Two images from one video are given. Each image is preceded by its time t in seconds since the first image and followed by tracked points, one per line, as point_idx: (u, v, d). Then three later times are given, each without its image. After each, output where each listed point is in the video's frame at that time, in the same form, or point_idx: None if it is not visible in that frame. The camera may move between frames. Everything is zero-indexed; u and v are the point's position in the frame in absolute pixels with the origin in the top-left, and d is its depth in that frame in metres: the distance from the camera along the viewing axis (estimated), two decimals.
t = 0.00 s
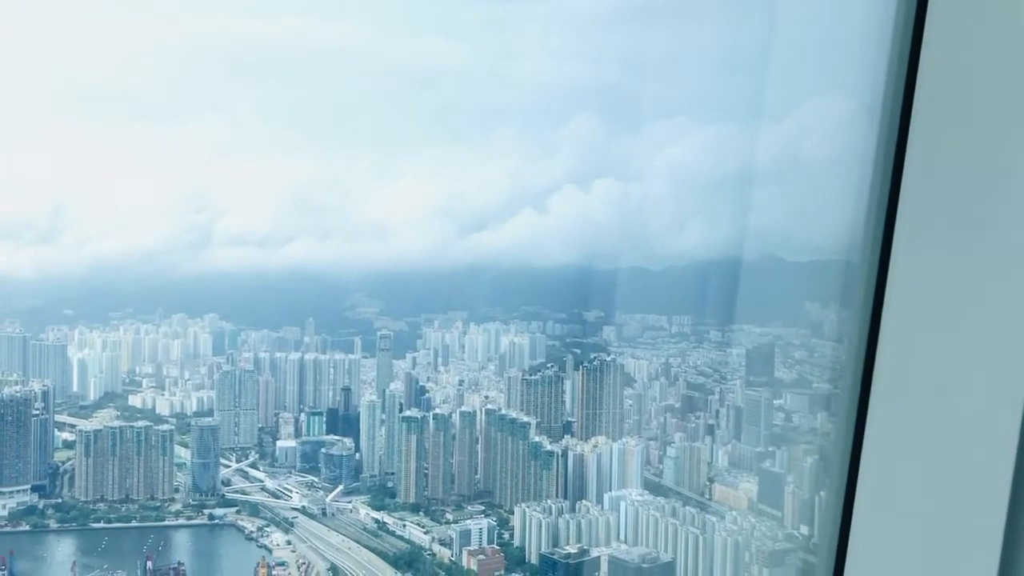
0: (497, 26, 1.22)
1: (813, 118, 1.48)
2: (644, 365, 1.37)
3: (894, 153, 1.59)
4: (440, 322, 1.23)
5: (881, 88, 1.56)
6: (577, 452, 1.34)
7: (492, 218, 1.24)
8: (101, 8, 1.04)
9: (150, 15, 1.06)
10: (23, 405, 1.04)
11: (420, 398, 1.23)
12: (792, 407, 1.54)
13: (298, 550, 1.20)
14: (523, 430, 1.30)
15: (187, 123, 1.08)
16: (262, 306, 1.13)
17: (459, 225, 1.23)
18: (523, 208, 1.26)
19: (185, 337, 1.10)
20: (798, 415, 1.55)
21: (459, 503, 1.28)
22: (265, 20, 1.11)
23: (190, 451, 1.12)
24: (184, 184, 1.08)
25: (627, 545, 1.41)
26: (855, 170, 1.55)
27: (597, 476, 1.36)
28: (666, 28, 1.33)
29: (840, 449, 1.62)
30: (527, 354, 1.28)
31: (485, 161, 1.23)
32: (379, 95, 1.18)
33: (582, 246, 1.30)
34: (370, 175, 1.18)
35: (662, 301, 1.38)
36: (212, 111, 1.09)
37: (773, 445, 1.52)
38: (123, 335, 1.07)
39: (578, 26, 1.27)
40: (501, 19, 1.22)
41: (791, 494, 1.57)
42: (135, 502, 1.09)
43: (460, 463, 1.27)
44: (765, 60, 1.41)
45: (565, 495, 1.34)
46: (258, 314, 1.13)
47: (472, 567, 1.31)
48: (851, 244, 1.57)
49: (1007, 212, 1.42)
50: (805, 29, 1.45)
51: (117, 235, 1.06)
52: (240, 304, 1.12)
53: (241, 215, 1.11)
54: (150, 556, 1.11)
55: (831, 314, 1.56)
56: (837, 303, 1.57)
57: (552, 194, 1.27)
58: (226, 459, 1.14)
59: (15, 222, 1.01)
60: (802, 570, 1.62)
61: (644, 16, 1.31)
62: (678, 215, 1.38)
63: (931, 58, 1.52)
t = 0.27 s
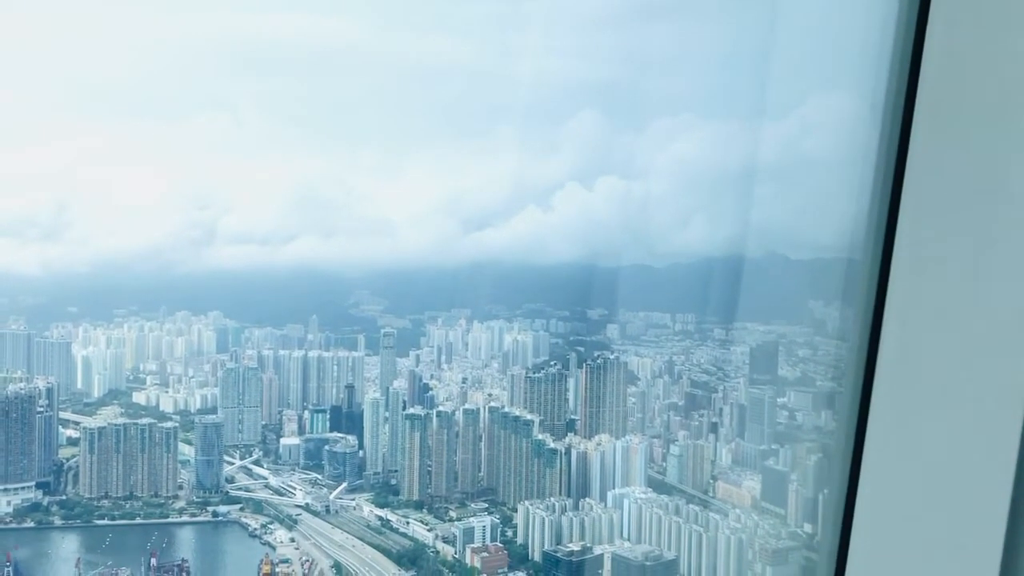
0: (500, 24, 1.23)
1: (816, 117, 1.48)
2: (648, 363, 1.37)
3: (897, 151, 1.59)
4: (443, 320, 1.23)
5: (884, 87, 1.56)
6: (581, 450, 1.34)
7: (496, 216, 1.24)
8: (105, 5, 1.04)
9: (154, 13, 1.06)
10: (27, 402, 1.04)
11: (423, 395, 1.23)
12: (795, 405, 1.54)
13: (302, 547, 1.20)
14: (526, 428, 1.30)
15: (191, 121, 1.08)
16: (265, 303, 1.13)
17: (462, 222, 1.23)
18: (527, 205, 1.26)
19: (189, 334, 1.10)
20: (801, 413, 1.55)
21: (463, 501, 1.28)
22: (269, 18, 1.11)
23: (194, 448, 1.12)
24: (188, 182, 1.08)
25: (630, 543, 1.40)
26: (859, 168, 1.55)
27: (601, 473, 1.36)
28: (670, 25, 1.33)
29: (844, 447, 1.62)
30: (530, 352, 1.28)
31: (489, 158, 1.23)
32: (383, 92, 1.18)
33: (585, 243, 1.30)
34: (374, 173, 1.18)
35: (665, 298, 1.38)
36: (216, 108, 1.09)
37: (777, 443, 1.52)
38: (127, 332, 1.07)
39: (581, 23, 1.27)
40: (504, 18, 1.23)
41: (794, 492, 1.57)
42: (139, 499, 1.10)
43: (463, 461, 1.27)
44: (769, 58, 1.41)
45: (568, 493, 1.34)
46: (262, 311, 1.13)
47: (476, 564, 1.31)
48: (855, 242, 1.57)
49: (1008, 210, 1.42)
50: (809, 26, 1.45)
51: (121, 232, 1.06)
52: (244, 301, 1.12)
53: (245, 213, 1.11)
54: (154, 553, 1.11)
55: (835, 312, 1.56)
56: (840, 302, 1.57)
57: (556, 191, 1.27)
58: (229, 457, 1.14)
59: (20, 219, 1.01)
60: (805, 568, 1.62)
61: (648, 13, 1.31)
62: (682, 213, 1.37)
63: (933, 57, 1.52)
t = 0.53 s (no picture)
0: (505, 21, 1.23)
1: (821, 115, 1.48)
2: (652, 361, 1.37)
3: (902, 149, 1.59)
4: (448, 318, 1.23)
5: (890, 84, 1.56)
6: (585, 448, 1.34)
7: (500, 214, 1.24)
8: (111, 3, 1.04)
9: (160, 11, 1.06)
10: (33, 400, 1.05)
11: (428, 393, 1.23)
12: (800, 403, 1.54)
13: (306, 545, 1.20)
14: (530, 426, 1.30)
15: (196, 119, 1.08)
16: (270, 302, 1.13)
17: (467, 220, 1.23)
18: (531, 204, 1.26)
19: (194, 332, 1.10)
20: (807, 411, 1.55)
21: (467, 498, 1.28)
22: (274, 16, 1.12)
23: (199, 445, 1.12)
24: (193, 180, 1.08)
25: (634, 541, 1.41)
26: (864, 166, 1.55)
27: (605, 471, 1.36)
28: (674, 23, 1.33)
29: (849, 445, 1.62)
30: (534, 350, 1.28)
31: (493, 156, 1.23)
32: (387, 90, 1.18)
33: (590, 241, 1.30)
34: (378, 171, 1.18)
35: (670, 296, 1.37)
36: (221, 106, 1.09)
37: (782, 441, 1.52)
38: (132, 329, 1.08)
39: (585, 21, 1.27)
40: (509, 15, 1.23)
41: (799, 490, 1.57)
42: (144, 496, 1.10)
43: (468, 458, 1.27)
44: (773, 56, 1.41)
45: (572, 490, 1.34)
46: (267, 309, 1.14)
47: (480, 562, 1.31)
48: (859, 240, 1.57)
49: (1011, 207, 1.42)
50: (813, 24, 1.44)
51: (126, 230, 1.06)
52: (248, 299, 1.12)
53: (250, 211, 1.11)
54: (160, 550, 1.12)
55: (840, 310, 1.56)
56: (846, 300, 1.56)
57: (560, 189, 1.27)
58: (234, 454, 1.14)
59: (26, 217, 1.02)
60: (810, 565, 1.62)
61: (652, 11, 1.31)
62: (687, 211, 1.37)
63: (936, 55, 1.51)
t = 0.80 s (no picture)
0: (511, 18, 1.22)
1: (827, 112, 1.48)
2: (658, 358, 1.37)
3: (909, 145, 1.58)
4: (453, 315, 1.24)
5: (897, 80, 1.55)
6: (590, 445, 1.34)
7: (506, 211, 1.24)
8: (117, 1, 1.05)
9: (167, 9, 1.07)
10: (40, 397, 1.05)
11: (433, 389, 1.24)
12: (806, 401, 1.54)
13: (312, 541, 1.21)
14: (535, 423, 1.30)
15: (202, 117, 1.09)
16: (276, 298, 1.14)
17: (472, 217, 1.23)
18: (537, 200, 1.26)
19: (200, 329, 1.10)
20: (813, 409, 1.55)
21: (472, 495, 1.28)
22: (279, 13, 1.12)
23: (205, 442, 1.12)
24: (200, 177, 1.09)
25: (640, 538, 1.41)
26: (870, 163, 1.55)
27: (610, 468, 1.36)
28: (680, 20, 1.32)
29: (854, 443, 1.61)
30: (540, 347, 1.28)
31: (499, 153, 1.23)
32: (393, 87, 1.18)
33: (595, 238, 1.30)
34: (384, 168, 1.18)
35: (675, 293, 1.37)
36: (228, 103, 1.10)
37: (787, 439, 1.52)
38: (139, 326, 1.08)
39: (591, 18, 1.27)
40: (514, 11, 1.23)
41: (804, 488, 1.57)
42: (150, 493, 1.10)
43: (473, 455, 1.27)
44: (779, 52, 1.40)
45: (578, 487, 1.34)
46: (273, 306, 1.14)
47: (485, 558, 1.31)
48: (865, 237, 1.56)
49: (1015, 204, 1.42)
50: (820, 20, 1.44)
51: (133, 227, 1.07)
52: (254, 296, 1.12)
53: (256, 208, 1.11)
54: (166, 546, 1.12)
55: (846, 308, 1.56)
56: (852, 297, 1.56)
57: (566, 186, 1.27)
58: (241, 450, 1.14)
59: (33, 214, 1.02)
60: (816, 564, 1.62)
61: (657, 8, 1.31)
62: (693, 208, 1.37)
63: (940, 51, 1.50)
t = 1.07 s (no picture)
0: (516, 15, 1.23)
1: (834, 108, 1.47)
2: (664, 355, 1.37)
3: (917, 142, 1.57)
4: (459, 312, 1.23)
5: (904, 77, 1.55)
6: (596, 442, 1.34)
7: (513, 207, 1.24)
8: None
9: (174, 6, 1.07)
10: (48, 393, 1.05)
11: (439, 386, 1.23)
12: (813, 398, 1.53)
13: (319, 537, 1.21)
14: (541, 420, 1.30)
15: (209, 113, 1.09)
16: (283, 295, 1.14)
17: (478, 214, 1.23)
18: (543, 197, 1.26)
19: (207, 325, 1.10)
20: (820, 405, 1.55)
21: (479, 492, 1.28)
22: (285, 11, 1.12)
23: (212, 438, 1.12)
24: (207, 174, 1.09)
25: (646, 535, 1.40)
26: (877, 159, 1.54)
27: (616, 465, 1.36)
28: (686, 17, 1.32)
29: (861, 440, 1.61)
30: (546, 344, 1.28)
31: (505, 149, 1.23)
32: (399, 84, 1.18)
33: (601, 235, 1.30)
34: (389, 165, 1.18)
35: (682, 290, 1.37)
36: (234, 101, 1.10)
37: (794, 436, 1.52)
38: (146, 323, 1.08)
39: (596, 14, 1.27)
40: (519, 9, 1.23)
41: (811, 485, 1.57)
42: (158, 488, 1.11)
43: (479, 452, 1.27)
44: (787, 48, 1.40)
45: (584, 484, 1.34)
46: (279, 303, 1.14)
47: (491, 555, 1.31)
48: (872, 233, 1.56)
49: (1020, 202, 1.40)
50: (828, 15, 1.44)
51: (140, 223, 1.07)
52: (261, 292, 1.12)
53: (263, 204, 1.12)
54: (173, 542, 1.13)
55: (853, 305, 1.55)
56: (859, 294, 1.55)
57: (572, 183, 1.27)
58: (247, 447, 1.15)
59: (41, 210, 1.02)
60: (823, 560, 1.62)
61: (663, 4, 1.31)
62: (700, 204, 1.37)
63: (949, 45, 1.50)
